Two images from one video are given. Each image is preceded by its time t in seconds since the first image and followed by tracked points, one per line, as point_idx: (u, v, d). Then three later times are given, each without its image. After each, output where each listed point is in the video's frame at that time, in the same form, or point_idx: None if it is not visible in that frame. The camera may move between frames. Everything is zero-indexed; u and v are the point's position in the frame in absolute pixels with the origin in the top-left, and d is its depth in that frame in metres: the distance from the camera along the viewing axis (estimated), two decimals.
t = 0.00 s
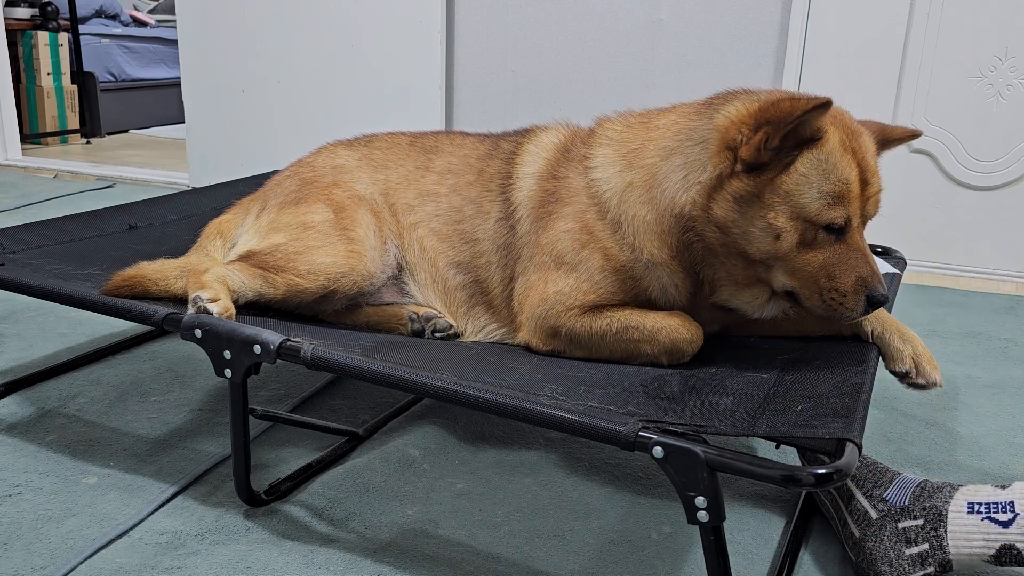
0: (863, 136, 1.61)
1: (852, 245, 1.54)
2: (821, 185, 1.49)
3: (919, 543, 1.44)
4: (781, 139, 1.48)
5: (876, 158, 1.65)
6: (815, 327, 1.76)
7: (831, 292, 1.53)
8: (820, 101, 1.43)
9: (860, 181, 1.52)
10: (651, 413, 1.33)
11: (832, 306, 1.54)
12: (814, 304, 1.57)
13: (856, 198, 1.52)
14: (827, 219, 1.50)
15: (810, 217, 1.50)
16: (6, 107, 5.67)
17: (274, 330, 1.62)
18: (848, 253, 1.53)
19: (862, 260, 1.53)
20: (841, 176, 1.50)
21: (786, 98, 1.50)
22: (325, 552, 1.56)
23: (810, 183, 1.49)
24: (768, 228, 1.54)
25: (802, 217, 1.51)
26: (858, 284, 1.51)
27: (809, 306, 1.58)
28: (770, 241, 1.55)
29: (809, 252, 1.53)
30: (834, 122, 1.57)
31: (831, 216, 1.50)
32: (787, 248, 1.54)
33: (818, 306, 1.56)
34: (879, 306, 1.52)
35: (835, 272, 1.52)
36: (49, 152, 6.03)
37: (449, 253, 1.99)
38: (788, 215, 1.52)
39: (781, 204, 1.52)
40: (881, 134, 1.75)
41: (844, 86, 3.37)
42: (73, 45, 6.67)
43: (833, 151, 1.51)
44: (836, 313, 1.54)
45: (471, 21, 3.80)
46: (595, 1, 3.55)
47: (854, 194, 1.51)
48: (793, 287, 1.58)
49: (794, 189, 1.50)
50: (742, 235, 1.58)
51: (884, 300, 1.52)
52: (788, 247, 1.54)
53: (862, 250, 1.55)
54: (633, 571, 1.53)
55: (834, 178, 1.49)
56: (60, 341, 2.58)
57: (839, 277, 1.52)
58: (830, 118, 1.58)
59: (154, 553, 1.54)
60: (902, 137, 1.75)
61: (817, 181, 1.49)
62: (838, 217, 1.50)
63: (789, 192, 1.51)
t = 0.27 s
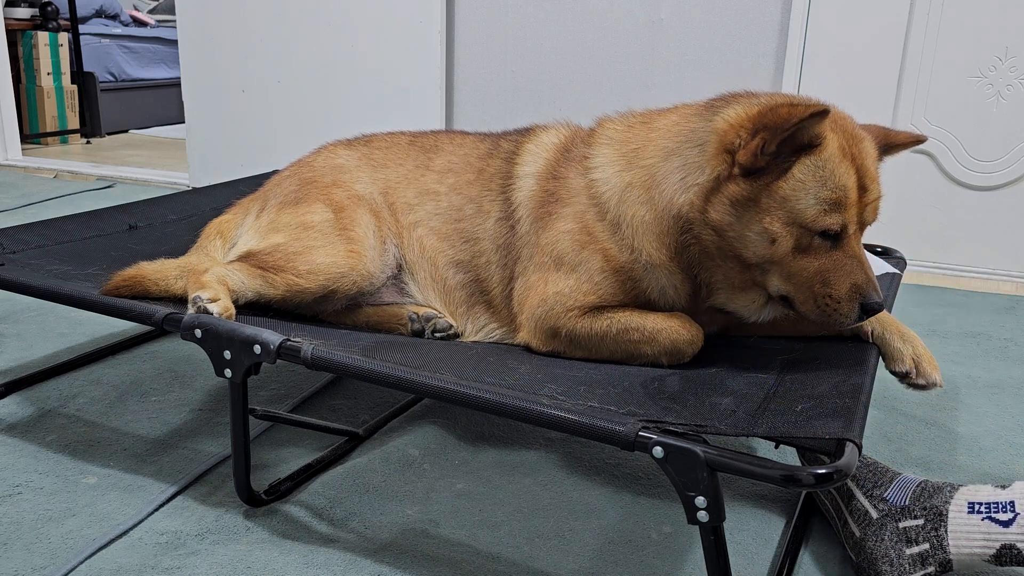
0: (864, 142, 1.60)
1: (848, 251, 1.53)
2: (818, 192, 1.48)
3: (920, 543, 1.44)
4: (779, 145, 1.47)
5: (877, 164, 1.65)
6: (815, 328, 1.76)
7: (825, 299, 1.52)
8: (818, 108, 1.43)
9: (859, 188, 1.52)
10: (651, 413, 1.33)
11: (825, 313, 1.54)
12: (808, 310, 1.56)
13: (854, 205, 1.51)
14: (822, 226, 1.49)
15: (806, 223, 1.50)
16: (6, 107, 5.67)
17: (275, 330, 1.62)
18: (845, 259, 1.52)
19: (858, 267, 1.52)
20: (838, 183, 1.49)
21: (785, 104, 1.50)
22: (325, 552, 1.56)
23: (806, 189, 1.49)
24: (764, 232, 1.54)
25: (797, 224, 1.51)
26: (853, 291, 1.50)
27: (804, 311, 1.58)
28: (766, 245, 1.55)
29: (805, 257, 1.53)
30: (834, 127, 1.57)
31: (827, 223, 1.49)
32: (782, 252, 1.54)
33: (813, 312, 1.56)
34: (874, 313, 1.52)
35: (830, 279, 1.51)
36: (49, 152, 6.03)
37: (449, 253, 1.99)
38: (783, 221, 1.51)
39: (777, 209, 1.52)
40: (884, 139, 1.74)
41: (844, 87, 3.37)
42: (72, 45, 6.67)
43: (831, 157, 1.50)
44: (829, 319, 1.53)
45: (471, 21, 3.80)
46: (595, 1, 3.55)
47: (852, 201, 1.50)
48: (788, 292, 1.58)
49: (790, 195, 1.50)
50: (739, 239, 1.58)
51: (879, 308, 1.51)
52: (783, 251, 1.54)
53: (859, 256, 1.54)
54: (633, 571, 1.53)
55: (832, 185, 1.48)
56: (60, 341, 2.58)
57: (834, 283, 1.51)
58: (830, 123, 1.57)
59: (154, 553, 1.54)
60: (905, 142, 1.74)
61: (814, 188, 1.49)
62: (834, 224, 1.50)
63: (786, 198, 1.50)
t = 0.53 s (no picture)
0: (865, 145, 1.60)
1: (847, 255, 1.53)
2: (816, 196, 1.48)
3: (920, 543, 1.44)
4: (778, 148, 1.47)
5: (878, 168, 1.64)
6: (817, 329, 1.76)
7: (823, 302, 1.53)
8: (819, 112, 1.43)
9: (858, 192, 1.52)
10: (651, 413, 1.33)
11: (823, 316, 1.54)
12: (806, 313, 1.57)
13: (852, 209, 1.51)
14: (821, 229, 1.50)
15: (805, 226, 1.50)
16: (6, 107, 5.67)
17: (274, 330, 1.62)
18: (843, 263, 1.52)
19: (857, 271, 1.52)
20: (837, 187, 1.49)
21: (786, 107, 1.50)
22: (325, 552, 1.56)
23: (805, 193, 1.49)
24: (763, 235, 1.54)
25: (796, 227, 1.51)
26: (851, 295, 1.50)
27: (801, 314, 1.58)
28: (764, 248, 1.55)
29: (803, 261, 1.53)
30: (835, 131, 1.57)
31: (825, 227, 1.49)
32: (781, 255, 1.54)
33: (810, 315, 1.56)
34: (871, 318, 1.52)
35: (828, 282, 1.52)
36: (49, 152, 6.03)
37: (448, 253, 1.99)
38: (781, 224, 1.52)
39: (776, 212, 1.52)
40: (886, 142, 1.74)
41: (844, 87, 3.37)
42: (72, 45, 6.66)
43: (831, 161, 1.50)
44: (826, 322, 1.54)
45: (471, 21, 3.80)
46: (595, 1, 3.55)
47: (850, 205, 1.50)
48: (786, 294, 1.59)
49: (788, 199, 1.50)
50: (738, 241, 1.58)
51: (877, 312, 1.51)
52: (782, 254, 1.54)
53: (858, 260, 1.54)
54: (633, 571, 1.53)
55: (831, 189, 1.49)
56: (60, 341, 2.58)
57: (831, 287, 1.52)
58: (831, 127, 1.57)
59: (154, 553, 1.54)
60: (907, 144, 1.73)
61: (813, 192, 1.49)
62: (832, 228, 1.50)
63: (784, 201, 1.51)
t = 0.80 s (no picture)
0: (863, 149, 1.59)
1: (839, 259, 1.53)
2: (807, 201, 1.48)
3: (920, 543, 1.44)
4: (771, 152, 1.47)
5: (878, 172, 1.63)
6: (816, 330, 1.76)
7: (812, 305, 1.53)
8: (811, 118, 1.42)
9: (852, 196, 1.51)
10: (651, 413, 1.33)
11: (812, 319, 1.55)
12: (796, 315, 1.57)
13: (846, 214, 1.50)
14: (811, 234, 1.49)
15: (794, 230, 1.50)
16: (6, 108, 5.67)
17: (274, 330, 1.62)
18: (835, 267, 1.52)
19: (848, 275, 1.52)
20: (830, 192, 1.48)
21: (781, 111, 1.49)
22: (324, 552, 1.56)
23: (796, 197, 1.49)
24: (754, 237, 1.55)
25: (786, 231, 1.51)
26: (840, 298, 1.50)
27: (791, 317, 1.59)
28: (754, 250, 1.56)
29: (793, 264, 1.54)
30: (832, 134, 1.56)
31: (815, 231, 1.49)
32: (770, 257, 1.55)
33: (800, 317, 1.56)
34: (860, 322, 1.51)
35: (817, 286, 1.52)
36: (49, 152, 6.03)
37: (449, 254, 2.00)
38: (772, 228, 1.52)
39: (767, 214, 1.52)
40: (888, 142, 1.72)
41: (844, 87, 3.37)
42: (73, 45, 6.66)
43: (825, 165, 1.49)
44: (815, 325, 1.54)
45: (471, 21, 3.81)
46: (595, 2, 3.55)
47: (843, 211, 1.50)
48: (776, 296, 1.59)
49: (779, 202, 1.50)
50: (730, 242, 1.59)
51: (867, 317, 1.51)
52: (771, 256, 1.55)
53: (850, 265, 1.53)
54: (632, 570, 1.53)
55: (822, 194, 1.48)
56: (60, 341, 2.58)
57: (820, 291, 1.52)
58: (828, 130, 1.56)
59: (154, 553, 1.54)
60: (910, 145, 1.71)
61: (804, 196, 1.48)
62: (822, 233, 1.49)
63: (775, 205, 1.51)
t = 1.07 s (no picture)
0: (860, 137, 1.57)
1: (827, 246, 1.50)
2: (794, 185, 1.48)
3: (919, 543, 1.44)
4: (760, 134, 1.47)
5: (877, 163, 1.61)
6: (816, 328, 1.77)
7: (795, 290, 1.52)
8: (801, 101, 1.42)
9: (842, 182, 1.49)
10: (651, 413, 1.33)
11: (796, 305, 1.53)
12: (781, 300, 1.56)
13: (835, 200, 1.49)
14: (796, 218, 1.49)
15: (780, 212, 1.50)
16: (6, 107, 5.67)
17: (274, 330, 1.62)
18: (822, 253, 1.50)
19: (834, 262, 1.49)
20: (818, 177, 1.47)
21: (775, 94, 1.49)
22: (324, 552, 1.56)
23: (783, 181, 1.48)
24: (742, 218, 1.55)
25: (772, 214, 1.51)
26: (824, 284, 1.48)
27: (777, 302, 1.57)
28: (743, 231, 1.56)
29: (779, 248, 1.53)
30: (827, 120, 1.55)
31: (800, 216, 1.48)
32: (758, 239, 1.55)
33: (784, 302, 1.55)
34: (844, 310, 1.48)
35: (801, 271, 1.51)
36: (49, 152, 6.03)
37: (453, 253, 2.00)
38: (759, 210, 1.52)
39: (754, 196, 1.52)
40: (887, 126, 1.68)
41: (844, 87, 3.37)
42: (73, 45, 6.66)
43: (814, 150, 1.48)
44: (798, 310, 1.53)
45: (471, 21, 3.81)
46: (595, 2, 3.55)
47: (832, 198, 1.48)
48: (763, 280, 1.59)
49: (767, 185, 1.50)
50: (721, 223, 1.59)
51: (850, 305, 1.48)
52: (758, 238, 1.55)
53: (838, 252, 1.51)
54: (632, 570, 1.53)
55: (809, 179, 1.47)
56: (60, 341, 2.58)
57: (804, 276, 1.51)
58: (824, 116, 1.55)
59: (154, 553, 1.54)
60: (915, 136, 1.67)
61: (791, 180, 1.48)
62: (807, 218, 1.48)
63: (762, 188, 1.51)
